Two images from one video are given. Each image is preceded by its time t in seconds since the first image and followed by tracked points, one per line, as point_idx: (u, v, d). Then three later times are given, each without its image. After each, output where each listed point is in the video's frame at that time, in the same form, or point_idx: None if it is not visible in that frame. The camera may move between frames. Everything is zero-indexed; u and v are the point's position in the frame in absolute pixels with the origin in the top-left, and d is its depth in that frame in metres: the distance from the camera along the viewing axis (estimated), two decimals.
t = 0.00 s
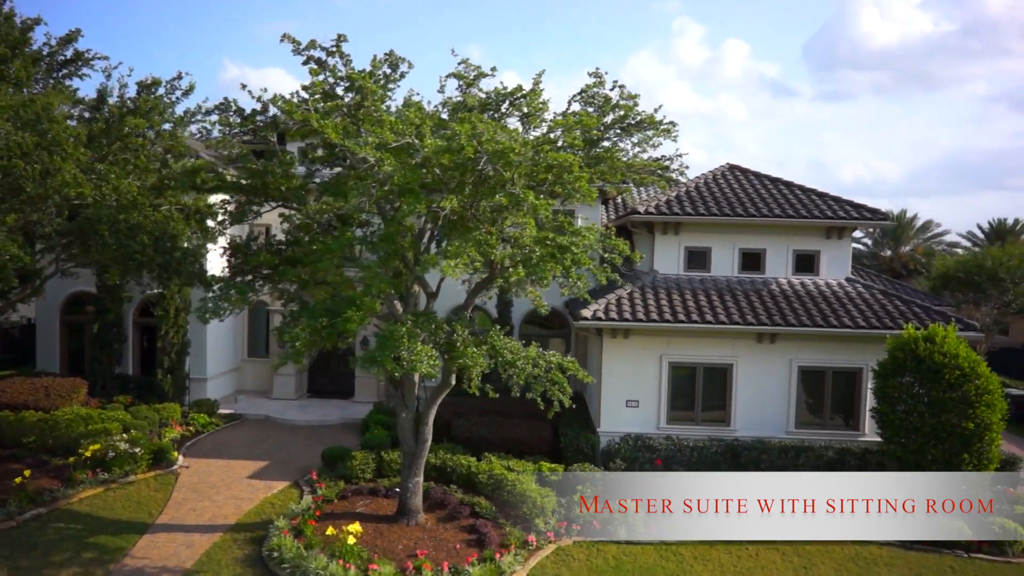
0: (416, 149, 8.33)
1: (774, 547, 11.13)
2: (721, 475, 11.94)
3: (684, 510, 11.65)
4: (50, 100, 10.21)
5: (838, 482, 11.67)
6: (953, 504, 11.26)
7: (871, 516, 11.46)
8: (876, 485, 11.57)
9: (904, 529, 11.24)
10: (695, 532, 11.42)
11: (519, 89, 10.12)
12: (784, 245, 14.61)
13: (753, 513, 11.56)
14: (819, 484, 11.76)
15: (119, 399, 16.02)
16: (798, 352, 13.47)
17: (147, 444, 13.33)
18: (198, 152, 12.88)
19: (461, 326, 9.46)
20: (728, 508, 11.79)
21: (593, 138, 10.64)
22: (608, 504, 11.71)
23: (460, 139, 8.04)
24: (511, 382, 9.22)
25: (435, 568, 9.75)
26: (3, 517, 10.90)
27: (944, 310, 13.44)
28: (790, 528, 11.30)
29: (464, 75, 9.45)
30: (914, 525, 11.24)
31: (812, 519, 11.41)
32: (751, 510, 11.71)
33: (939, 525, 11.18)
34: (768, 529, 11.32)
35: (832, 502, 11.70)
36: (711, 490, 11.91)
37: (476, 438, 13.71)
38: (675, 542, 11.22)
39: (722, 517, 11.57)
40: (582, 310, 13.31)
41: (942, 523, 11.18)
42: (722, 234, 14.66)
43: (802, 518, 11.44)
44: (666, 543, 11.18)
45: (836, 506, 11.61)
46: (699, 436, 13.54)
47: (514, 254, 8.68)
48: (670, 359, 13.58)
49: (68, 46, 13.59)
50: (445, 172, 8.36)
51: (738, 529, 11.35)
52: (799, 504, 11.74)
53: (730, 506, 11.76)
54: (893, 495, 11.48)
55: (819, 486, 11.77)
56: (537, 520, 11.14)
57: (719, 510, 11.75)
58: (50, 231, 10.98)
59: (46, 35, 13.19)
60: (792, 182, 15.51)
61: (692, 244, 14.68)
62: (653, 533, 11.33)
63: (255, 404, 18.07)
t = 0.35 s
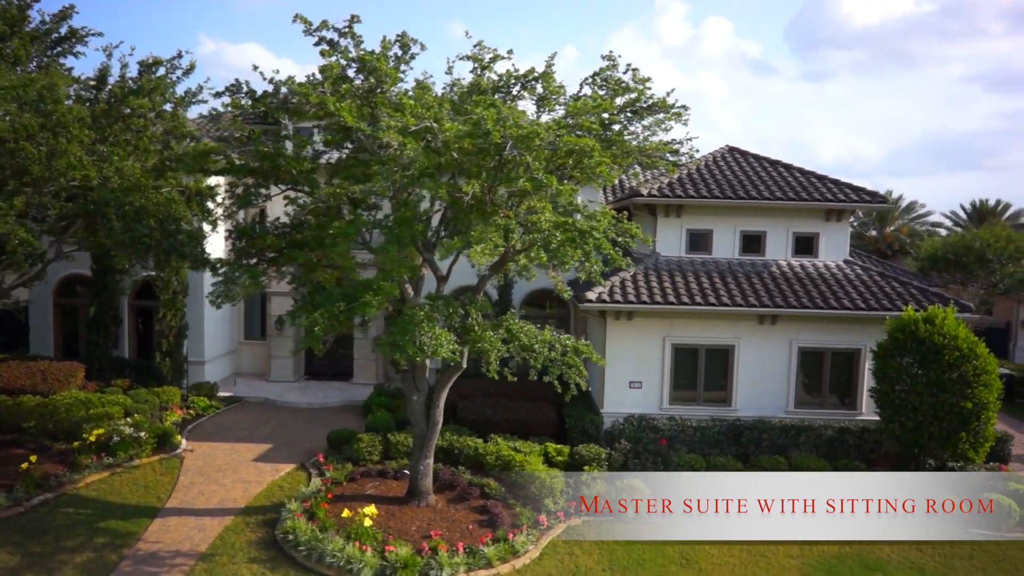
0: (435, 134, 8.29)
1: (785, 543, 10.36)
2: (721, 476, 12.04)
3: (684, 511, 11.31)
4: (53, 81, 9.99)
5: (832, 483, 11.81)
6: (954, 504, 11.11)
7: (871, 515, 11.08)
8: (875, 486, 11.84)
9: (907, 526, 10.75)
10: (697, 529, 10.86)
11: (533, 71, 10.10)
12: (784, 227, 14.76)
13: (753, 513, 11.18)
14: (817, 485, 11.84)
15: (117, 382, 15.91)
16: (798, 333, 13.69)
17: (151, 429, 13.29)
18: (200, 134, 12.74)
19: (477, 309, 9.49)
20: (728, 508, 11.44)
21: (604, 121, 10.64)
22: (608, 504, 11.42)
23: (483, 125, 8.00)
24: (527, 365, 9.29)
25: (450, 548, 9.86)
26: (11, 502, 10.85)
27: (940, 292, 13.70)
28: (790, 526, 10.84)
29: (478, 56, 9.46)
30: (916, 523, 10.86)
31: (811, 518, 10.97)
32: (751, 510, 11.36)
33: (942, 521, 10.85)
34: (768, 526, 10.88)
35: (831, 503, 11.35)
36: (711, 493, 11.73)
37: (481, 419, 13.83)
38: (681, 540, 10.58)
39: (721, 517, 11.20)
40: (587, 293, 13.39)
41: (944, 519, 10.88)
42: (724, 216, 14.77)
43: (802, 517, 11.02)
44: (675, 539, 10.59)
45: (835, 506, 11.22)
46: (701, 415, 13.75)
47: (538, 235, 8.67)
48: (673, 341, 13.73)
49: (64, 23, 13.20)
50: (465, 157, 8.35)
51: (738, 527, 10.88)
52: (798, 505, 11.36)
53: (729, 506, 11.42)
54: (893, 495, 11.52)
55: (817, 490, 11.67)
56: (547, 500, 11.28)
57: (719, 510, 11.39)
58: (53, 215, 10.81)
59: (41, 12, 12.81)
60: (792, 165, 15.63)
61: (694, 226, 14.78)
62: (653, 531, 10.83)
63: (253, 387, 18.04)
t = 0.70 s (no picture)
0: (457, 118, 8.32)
1: (786, 544, 10.08)
2: (721, 476, 11.77)
3: (685, 510, 11.01)
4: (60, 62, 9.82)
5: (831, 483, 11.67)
6: (952, 504, 11.12)
7: (871, 515, 10.90)
8: (875, 486, 11.67)
9: (908, 525, 10.61)
10: (697, 529, 10.54)
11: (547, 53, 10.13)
12: (785, 209, 14.94)
13: (753, 513, 10.90)
14: (816, 486, 11.66)
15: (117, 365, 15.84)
16: (799, 313, 13.93)
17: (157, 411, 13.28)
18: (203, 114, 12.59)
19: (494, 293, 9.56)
20: (727, 508, 11.15)
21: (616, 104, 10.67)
22: (608, 504, 11.17)
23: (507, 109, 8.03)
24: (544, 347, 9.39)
25: (466, 527, 10.04)
26: (22, 487, 10.84)
27: (937, 272, 14.00)
28: (791, 527, 10.58)
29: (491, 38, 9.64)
30: (917, 522, 10.73)
31: (812, 518, 10.75)
32: (751, 510, 11.09)
33: (942, 520, 10.75)
34: (769, 526, 10.60)
35: (831, 504, 11.15)
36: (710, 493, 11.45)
37: (487, 400, 13.97)
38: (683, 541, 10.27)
39: (722, 517, 10.90)
40: (592, 275, 13.49)
41: (945, 519, 10.80)
42: (726, 198, 14.90)
43: (802, 518, 10.78)
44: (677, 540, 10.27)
45: (836, 506, 11.03)
46: (703, 394, 14.00)
47: (556, 217, 8.73)
48: (676, 321, 13.90)
49: None
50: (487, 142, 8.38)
51: (738, 527, 10.57)
52: (798, 505, 11.12)
53: (730, 506, 11.14)
54: (892, 496, 11.37)
55: (817, 490, 11.47)
56: (557, 479, 11.47)
57: (719, 510, 11.10)
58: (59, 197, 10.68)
59: None
60: (792, 147, 15.79)
61: (696, 208, 14.91)
62: (653, 531, 10.53)
63: (253, 368, 18.03)
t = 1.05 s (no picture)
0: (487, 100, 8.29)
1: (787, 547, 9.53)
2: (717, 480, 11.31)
3: (684, 510, 10.40)
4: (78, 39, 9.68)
5: (830, 483, 11.16)
6: (954, 503, 10.66)
7: (872, 516, 10.33)
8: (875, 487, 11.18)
9: (911, 526, 10.01)
10: (696, 530, 9.95)
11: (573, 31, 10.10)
12: (796, 187, 14.99)
13: (753, 513, 10.31)
14: (817, 485, 11.11)
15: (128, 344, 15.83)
16: (809, 291, 14.07)
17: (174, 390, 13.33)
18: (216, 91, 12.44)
19: (518, 273, 9.63)
20: (727, 508, 10.57)
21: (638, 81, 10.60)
22: (607, 504, 10.60)
23: (540, 90, 8.04)
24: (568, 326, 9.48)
25: (490, 503, 10.22)
26: (45, 466, 10.91)
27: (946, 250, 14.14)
28: (793, 527, 9.99)
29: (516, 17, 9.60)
30: (920, 523, 10.13)
31: (812, 518, 10.15)
32: (751, 510, 10.50)
33: (947, 517, 10.31)
34: (769, 526, 10.01)
35: (832, 503, 10.54)
36: (709, 493, 10.87)
37: (502, 377, 14.08)
38: (678, 541, 9.68)
39: (721, 517, 10.30)
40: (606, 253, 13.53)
41: (948, 519, 10.21)
42: (737, 177, 14.94)
43: (803, 518, 10.17)
44: (672, 541, 9.68)
45: (836, 506, 10.41)
46: (714, 371, 14.17)
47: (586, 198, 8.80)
48: (688, 300, 14.01)
49: None
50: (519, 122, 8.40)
51: (739, 528, 9.98)
52: (798, 504, 10.52)
53: (729, 506, 10.56)
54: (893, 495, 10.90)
55: (817, 490, 10.89)
56: (575, 456, 11.64)
57: (719, 510, 10.50)
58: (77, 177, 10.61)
59: None
60: (802, 124, 15.80)
61: (708, 186, 14.94)
62: (649, 532, 9.94)
63: (263, 346, 18.07)
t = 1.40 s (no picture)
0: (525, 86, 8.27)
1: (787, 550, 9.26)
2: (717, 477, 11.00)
3: (684, 510, 10.08)
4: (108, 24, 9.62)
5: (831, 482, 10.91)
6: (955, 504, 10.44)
7: (874, 515, 10.12)
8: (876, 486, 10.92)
9: (913, 526, 9.83)
10: (697, 531, 9.64)
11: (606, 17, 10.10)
12: (816, 172, 14.97)
13: (753, 512, 10.04)
14: (817, 484, 10.86)
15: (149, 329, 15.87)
16: (830, 276, 14.11)
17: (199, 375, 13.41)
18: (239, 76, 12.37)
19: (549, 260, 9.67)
20: (727, 508, 10.27)
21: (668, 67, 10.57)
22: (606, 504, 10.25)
23: (582, 79, 8.05)
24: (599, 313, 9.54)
25: (520, 488, 10.35)
26: (78, 451, 11.03)
27: (966, 236, 14.17)
28: (794, 528, 9.71)
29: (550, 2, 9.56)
30: (921, 523, 9.94)
31: (812, 518, 9.89)
32: (751, 510, 10.22)
33: (948, 518, 10.11)
34: (770, 527, 9.73)
35: (831, 503, 10.33)
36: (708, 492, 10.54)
37: (524, 361, 14.16)
38: (678, 543, 9.38)
39: (722, 517, 10.00)
40: (628, 239, 13.52)
41: (949, 519, 10.08)
42: (758, 161, 14.91)
43: (803, 518, 9.92)
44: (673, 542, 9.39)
45: (836, 506, 10.21)
46: (734, 356, 14.26)
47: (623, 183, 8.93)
48: (709, 285, 14.05)
49: None
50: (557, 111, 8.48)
51: (739, 529, 9.68)
52: (798, 504, 10.27)
53: (729, 505, 10.26)
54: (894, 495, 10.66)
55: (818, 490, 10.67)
56: (600, 440, 11.74)
57: (718, 510, 10.19)
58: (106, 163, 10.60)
59: None
60: (823, 108, 15.74)
61: (729, 171, 14.92)
62: (647, 533, 9.61)
63: (281, 331, 18.16)
